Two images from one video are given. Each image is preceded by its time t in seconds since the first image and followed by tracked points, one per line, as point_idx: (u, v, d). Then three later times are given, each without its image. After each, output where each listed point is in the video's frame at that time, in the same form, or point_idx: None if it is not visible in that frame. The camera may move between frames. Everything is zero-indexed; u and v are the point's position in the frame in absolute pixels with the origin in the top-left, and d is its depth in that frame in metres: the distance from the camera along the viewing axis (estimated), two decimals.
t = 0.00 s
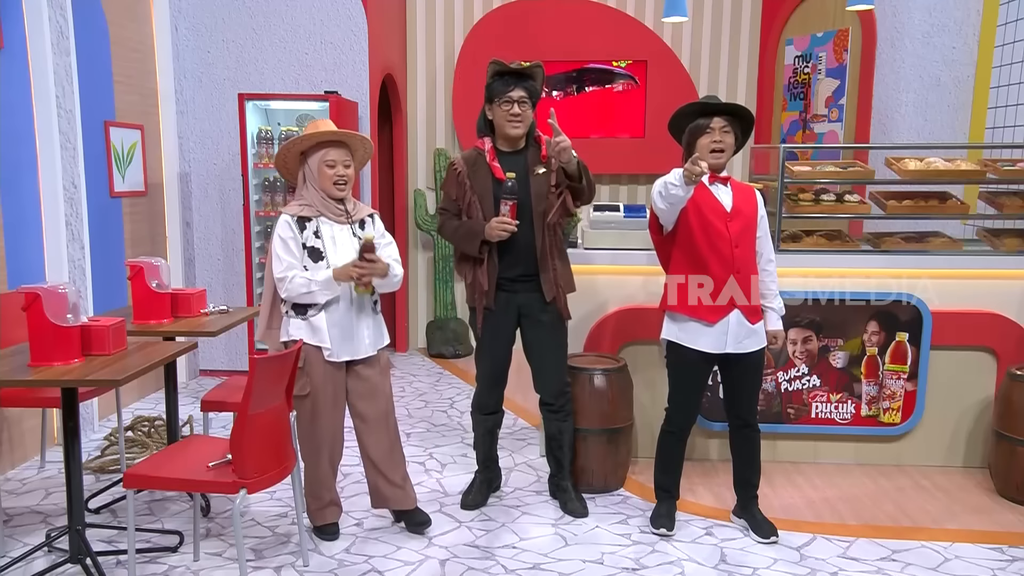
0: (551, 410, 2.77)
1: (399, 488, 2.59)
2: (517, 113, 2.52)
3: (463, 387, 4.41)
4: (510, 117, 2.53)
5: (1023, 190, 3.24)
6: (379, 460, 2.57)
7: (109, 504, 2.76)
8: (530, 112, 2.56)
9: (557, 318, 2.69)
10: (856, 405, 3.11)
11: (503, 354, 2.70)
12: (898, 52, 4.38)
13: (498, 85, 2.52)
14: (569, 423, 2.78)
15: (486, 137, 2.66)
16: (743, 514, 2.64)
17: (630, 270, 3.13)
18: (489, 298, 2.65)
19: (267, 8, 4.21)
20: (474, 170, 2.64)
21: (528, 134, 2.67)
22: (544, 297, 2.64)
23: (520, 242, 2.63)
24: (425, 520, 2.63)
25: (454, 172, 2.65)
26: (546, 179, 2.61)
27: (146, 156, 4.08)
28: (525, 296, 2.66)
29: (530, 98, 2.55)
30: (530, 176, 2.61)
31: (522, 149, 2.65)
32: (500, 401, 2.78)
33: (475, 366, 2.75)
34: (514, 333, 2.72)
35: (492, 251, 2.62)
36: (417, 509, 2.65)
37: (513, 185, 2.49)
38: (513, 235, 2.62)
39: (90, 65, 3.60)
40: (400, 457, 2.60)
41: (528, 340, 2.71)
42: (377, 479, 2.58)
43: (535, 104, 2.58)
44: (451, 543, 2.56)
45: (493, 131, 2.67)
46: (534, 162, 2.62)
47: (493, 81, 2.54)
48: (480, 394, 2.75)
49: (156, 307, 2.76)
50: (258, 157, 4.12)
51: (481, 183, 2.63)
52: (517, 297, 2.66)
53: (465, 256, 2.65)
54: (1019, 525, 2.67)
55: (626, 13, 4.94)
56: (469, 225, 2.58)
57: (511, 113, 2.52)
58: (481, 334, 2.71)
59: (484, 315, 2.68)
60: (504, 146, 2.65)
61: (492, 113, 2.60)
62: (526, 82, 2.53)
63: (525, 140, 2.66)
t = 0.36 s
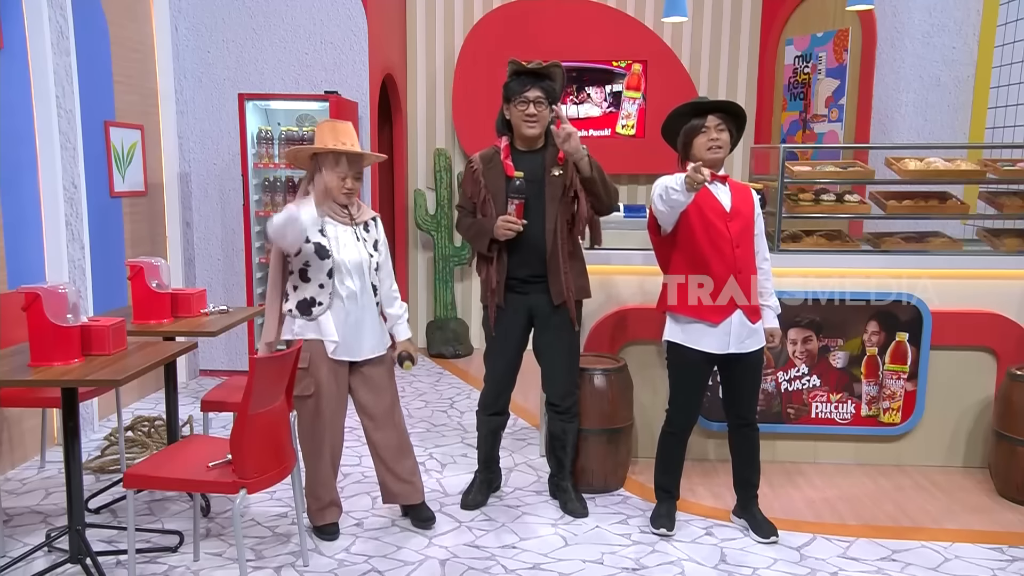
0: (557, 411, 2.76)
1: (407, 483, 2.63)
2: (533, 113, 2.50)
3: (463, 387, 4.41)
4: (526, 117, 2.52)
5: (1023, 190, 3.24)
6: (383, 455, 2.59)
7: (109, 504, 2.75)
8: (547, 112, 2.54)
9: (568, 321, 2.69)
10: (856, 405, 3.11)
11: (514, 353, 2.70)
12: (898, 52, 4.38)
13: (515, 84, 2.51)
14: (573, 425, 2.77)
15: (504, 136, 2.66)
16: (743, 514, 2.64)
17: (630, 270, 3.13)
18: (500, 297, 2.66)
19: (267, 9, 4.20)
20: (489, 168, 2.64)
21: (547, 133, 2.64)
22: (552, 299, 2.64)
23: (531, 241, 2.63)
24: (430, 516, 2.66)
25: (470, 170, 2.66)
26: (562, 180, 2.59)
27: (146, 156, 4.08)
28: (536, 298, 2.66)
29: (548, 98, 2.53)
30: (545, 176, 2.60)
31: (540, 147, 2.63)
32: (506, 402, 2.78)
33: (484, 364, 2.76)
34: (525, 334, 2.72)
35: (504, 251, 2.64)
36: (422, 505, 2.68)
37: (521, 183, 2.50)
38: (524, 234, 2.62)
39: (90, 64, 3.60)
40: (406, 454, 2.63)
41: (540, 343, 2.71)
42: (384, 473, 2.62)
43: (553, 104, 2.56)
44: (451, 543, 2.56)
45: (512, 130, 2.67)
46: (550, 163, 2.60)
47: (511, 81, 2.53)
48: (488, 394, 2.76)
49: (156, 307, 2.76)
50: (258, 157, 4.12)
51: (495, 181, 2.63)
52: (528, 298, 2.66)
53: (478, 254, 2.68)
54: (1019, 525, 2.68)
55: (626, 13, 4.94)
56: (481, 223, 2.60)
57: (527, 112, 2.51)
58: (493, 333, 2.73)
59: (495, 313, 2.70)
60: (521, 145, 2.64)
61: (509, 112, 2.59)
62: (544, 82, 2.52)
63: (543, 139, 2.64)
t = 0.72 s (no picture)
0: (559, 413, 2.75)
1: (411, 486, 2.62)
2: (541, 114, 2.50)
3: (463, 387, 4.41)
4: (533, 118, 2.51)
5: (1023, 190, 3.24)
6: (393, 456, 2.59)
7: (109, 504, 2.75)
8: (554, 114, 2.54)
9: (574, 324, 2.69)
10: (856, 405, 3.11)
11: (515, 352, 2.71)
12: (899, 52, 4.38)
13: (523, 85, 2.50)
14: (575, 426, 2.77)
15: (509, 136, 2.65)
16: (743, 514, 2.64)
17: (630, 270, 3.13)
18: (505, 298, 2.66)
19: (267, 9, 4.20)
20: (494, 168, 2.63)
21: (552, 134, 2.65)
22: (557, 301, 2.64)
23: (536, 241, 2.63)
24: (427, 521, 2.65)
25: (475, 170, 2.65)
26: (567, 181, 2.61)
27: (146, 157, 4.08)
28: (540, 298, 2.66)
29: (555, 99, 2.53)
30: (551, 177, 2.61)
31: (546, 149, 2.63)
32: (508, 402, 2.78)
33: (486, 364, 2.77)
34: (528, 335, 2.72)
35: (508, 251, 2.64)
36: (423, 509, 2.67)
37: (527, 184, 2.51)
38: (530, 234, 2.62)
39: (89, 64, 3.60)
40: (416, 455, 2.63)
41: (545, 344, 2.71)
42: (391, 475, 2.62)
43: (560, 105, 2.56)
44: (451, 543, 2.56)
45: (517, 131, 2.66)
46: (556, 163, 2.61)
47: (518, 81, 2.52)
48: (489, 394, 2.75)
49: (156, 307, 2.76)
50: (258, 157, 4.11)
51: (501, 181, 2.62)
52: (532, 299, 2.66)
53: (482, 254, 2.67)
54: (1019, 525, 2.68)
55: (626, 13, 4.94)
56: (487, 223, 2.59)
57: (534, 113, 2.51)
58: (496, 333, 2.72)
59: (500, 314, 2.70)
60: (527, 146, 2.63)
61: (516, 112, 2.59)
62: (552, 83, 2.51)
63: (549, 140, 2.64)
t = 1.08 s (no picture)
0: (559, 413, 2.75)
1: (421, 486, 2.63)
2: (540, 115, 2.50)
3: (464, 387, 4.41)
4: (533, 119, 2.52)
5: (1023, 190, 3.24)
6: (407, 454, 2.60)
7: (109, 504, 2.75)
8: (553, 114, 2.54)
9: (573, 325, 2.69)
10: (856, 405, 3.11)
11: (513, 351, 2.71)
12: (899, 51, 4.37)
13: (522, 85, 2.50)
14: (574, 426, 2.77)
15: (507, 136, 2.65)
16: (743, 514, 2.64)
17: (630, 271, 3.13)
18: (503, 298, 2.66)
19: (267, 9, 4.20)
20: (493, 168, 2.63)
21: (551, 135, 2.65)
22: (555, 301, 2.65)
23: (534, 241, 2.63)
24: (427, 521, 2.65)
25: (473, 170, 2.65)
26: (565, 182, 2.60)
27: (146, 156, 4.08)
28: (539, 298, 2.66)
29: (555, 100, 2.52)
30: (550, 178, 2.61)
31: (544, 149, 2.64)
32: (507, 402, 2.78)
33: (484, 363, 2.76)
34: (526, 335, 2.72)
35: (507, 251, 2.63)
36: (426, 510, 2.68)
37: (528, 185, 2.52)
38: (529, 235, 2.62)
39: (89, 64, 3.60)
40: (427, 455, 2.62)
41: (544, 344, 2.71)
42: (402, 473, 2.63)
43: (558, 106, 2.56)
44: (451, 544, 2.56)
45: (515, 131, 2.66)
46: (555, 164, 2.62)
47: (518, 81, 2.52)
48: (488, 394, 2.75)
49: (156, 307, 2.76)
50: (258, 157, 4.10)
51: (500, 181, 2.62)
52: (530, 298, 2.66)
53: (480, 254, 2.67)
54: (1019, 525, 2.68)
55: (626, 13, 4.94)
56: (486, 223, 2.58)
57: (534, 113, 2.51)
58: (494, 333, 2.72)
59: (498, 314, 2.69)
60: (526, 146, 2.63)
61: (515, 112, 2.58)
62: (552, 84, 2.51)
63: (547, 141, 2.64)
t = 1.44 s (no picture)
0: (557, 413, 2.75)
1: (423, 486, 2.62)
2: (538, 116, 2.50)
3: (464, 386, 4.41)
4: (531, 119, 2.51)
5: (1023, 190, 3.24)
6: (410, 453, 2.60)
7: (109, 504, 2.75)
8: (552, 115, 2.54)
9: (569, 326, 2.70)
10: (856, 405, 3.11)
11: (509, 351, 2.71)
12: (899, 52, 4.37)
13: (521, 85, 2.50)
14: (572, 426, 2.77)
15: (505, 136, 2.65)
16: (743, 514, 2.64)
17: (630, 271, 3.13)
18: (498, 297, 2.66)
19: (267, 9, 4.20)
20: (490, 168, 2.63)
21: (549, 135, 2.65)
22: (551, 301, 2.65)
23: (531, 241, 2.63)
24: (427, 521, 2.64)
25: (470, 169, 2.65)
26: (562, 183, 2.60)
27: (146, 157, 4.08)
28: (535, 298, 2.66)
29: (553, 100, 2.52)
30: (547, 178, 2.61)
31: (542, 149, 2.63)
32: (505, 402, 2.78)
33: (481, 363, 2.76)
34: (522, 335, 2.72)
35: (502, 250, 2.63)
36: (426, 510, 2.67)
37: (524, 185, 2.51)
38: (525, 235, 2.62)
39: (89, 64, 3.60)
40: (429, 457, 2.62)
41: (540, 344, 2.71)
42: (405, 475, 2.63)
43: (557, 106, 2.56)
44: (451, 543, 2.56)
45: (513, 130, 2.66)
46: (552, 164, 2.62)
47: (517, 81, 2.52)
48: (485, 393, 2.75)
49: (156, 307, 2.76)
50: (258, 157, 4.10)
51: (496, 181, 2.63)
52: (525, 298, 2.67)
53: (476, 253, 2.67)
54: (1019, 525, 2.68)
55: (626, 13, 4.94)
56: (482, 223, 2.58)
57: (532, 113, 2.50)
58: (489, 333, 2.72)
59: (493, 314, 2.70)
60: (524, 146, 2.63)
61: (513, 112, 2.59)
62: (550, 84, 2.51)
63: (545, 141, 2.64)
